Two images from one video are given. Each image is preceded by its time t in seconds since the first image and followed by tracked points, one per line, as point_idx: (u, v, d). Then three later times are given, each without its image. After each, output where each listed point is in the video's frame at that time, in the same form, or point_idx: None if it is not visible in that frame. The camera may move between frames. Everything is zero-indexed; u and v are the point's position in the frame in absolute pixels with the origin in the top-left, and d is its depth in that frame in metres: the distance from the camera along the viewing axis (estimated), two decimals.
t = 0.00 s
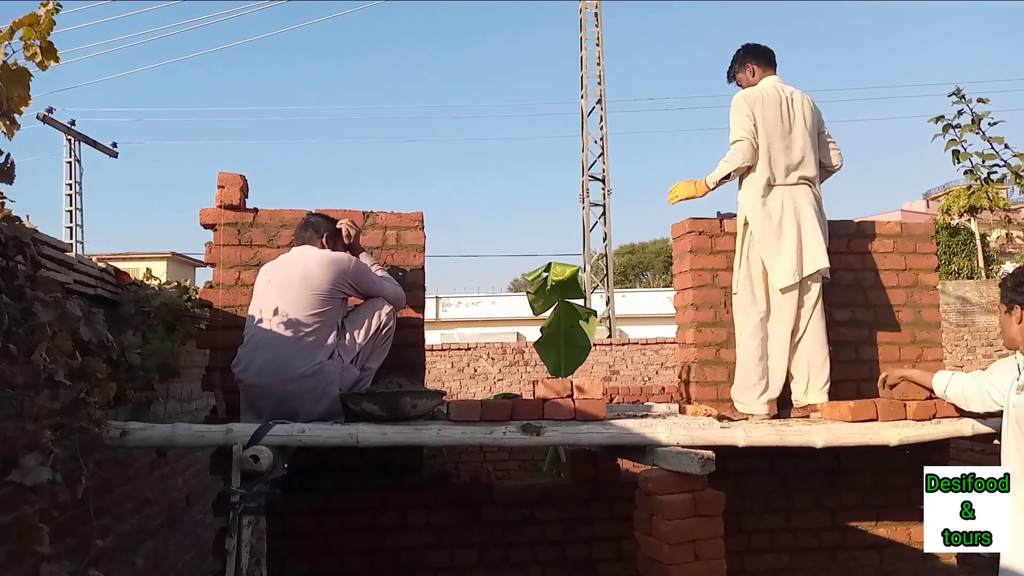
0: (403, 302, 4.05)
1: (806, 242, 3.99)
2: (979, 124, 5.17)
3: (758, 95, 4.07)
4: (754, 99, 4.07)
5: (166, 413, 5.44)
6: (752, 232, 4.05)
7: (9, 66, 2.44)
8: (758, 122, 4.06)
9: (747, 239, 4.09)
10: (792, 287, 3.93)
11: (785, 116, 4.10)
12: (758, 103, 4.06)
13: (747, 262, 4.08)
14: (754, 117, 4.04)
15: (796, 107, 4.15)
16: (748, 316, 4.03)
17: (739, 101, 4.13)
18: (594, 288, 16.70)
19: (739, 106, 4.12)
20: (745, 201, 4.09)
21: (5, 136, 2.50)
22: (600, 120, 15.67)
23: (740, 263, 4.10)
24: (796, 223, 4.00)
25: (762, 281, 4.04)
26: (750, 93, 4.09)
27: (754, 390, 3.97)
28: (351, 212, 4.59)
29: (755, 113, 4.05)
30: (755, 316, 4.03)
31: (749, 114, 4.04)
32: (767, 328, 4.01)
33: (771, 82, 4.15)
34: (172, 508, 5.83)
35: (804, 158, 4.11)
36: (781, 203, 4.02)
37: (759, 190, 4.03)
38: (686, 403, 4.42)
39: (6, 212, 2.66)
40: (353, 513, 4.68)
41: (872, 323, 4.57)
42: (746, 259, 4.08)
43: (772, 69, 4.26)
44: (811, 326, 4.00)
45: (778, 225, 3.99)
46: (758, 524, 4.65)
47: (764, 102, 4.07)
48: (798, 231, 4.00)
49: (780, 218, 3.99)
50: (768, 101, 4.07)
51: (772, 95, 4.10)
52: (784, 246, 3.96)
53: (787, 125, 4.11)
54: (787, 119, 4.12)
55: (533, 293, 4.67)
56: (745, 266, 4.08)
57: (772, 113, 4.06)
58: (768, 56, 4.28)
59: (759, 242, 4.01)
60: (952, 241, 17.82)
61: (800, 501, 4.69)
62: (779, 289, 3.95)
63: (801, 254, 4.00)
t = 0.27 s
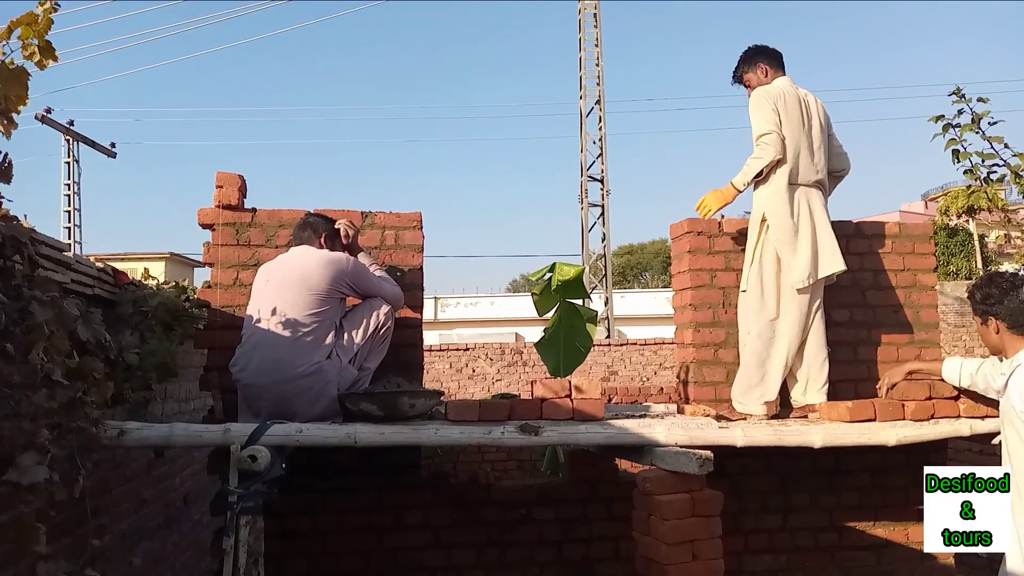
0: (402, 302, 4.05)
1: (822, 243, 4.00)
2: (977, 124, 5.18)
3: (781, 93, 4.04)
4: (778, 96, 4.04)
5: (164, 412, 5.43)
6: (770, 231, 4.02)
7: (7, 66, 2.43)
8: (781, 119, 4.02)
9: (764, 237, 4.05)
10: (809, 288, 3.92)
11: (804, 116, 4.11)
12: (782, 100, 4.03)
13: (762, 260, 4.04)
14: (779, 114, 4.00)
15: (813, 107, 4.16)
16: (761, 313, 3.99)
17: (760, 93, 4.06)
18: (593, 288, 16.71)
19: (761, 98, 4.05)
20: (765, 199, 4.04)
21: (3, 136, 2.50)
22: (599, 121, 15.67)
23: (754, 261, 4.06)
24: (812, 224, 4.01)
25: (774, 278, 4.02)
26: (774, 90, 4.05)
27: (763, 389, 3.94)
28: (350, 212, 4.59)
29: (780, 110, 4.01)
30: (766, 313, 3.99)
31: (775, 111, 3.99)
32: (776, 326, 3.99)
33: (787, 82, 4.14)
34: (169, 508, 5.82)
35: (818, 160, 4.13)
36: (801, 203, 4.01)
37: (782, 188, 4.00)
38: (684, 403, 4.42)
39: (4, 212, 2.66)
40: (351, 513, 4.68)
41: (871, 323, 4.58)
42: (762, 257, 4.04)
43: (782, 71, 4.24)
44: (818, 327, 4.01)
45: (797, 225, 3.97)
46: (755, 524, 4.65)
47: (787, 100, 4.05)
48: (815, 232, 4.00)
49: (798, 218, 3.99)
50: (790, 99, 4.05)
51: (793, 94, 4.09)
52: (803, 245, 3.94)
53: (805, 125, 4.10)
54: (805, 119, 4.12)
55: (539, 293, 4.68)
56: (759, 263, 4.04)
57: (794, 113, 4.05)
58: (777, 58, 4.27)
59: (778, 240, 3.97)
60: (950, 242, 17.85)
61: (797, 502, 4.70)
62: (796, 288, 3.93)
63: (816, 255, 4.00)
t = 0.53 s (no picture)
0: (400, 303, 4.05)
1: (828, 245, 4.00)
2: (973, 124, 5.19)
3: (792, 93, 4.02)
4: (789, 96, 4.01)
5: (162, 414, 5.42)
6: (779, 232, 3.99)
7: (3, 66, 2.43)
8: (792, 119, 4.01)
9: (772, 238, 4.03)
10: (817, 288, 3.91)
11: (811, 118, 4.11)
12: (793, 101, 4.01)
13: (769, 260, 4.02)
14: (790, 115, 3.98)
15: (819, 109, 4.16)
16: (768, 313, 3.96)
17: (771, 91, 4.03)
18: (591, 289, 16.72)
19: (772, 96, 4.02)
20: (775, 199, 4.02)
21: None
22: (597, 121, 15.69)
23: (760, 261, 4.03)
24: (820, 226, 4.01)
25: (780, 278, 3.98)
26: (784, 90, 4.03)
27: (770, 388, 3.91)
28: (348, 212, 4.59)
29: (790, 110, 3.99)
30: (772, 313, 3.97)
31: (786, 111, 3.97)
32: (781, 326, 3.97)
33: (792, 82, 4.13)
34: (167, 509, 5.82)
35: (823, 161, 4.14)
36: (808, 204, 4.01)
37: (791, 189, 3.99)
38: (682, 403, 4.42)
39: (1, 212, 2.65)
40: (349, 514, 4.67)
41: (868, 323, 4.58)
42: (770, 256, 4.01)
43: (783, 72, 4.21)
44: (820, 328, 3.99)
45: (806, 226, 3.96)
46: (753, 524, 4.65)
47: (797, 100, 4.03)
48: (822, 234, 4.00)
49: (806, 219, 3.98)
50: (800, 100, 4.04)
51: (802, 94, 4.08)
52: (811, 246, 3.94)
53: (812, 127, 4.10)
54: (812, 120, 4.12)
55: (536, 294, 4.69)
56: (767, 263, 4.02)
57: (803, 114, 4.04)
58: (776, 57, 4.23)
59: (786, 240, 3.95)
60: (947, 242, 17.88)
61: (795, 502, 4.70)
62: (805, 288, 3.90)
63: (823, 257, 4.00)
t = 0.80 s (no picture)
0: (401, 302, 4.05)
1: (834, 240, 3.97)
2: (975, 122, 5.18)
3: (797, 89, 3.98)
4: (795, 92, 3.97)
5: (164, 412, 5.43)
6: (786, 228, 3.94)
7: (5, 65, 2.43)
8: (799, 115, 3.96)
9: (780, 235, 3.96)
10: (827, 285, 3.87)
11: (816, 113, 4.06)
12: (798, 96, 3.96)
13: (778, 257, 3.96)
14: (796, 110, 3.94)
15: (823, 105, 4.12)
16: (783, 311, 3.90)
17: (775, 87, 3.99)
18: (592, 287, 16.71)
19: (778, 92, 3.97)
20: (782, 196, 3.96)
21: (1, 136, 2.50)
22: (598, 120, 15.66)
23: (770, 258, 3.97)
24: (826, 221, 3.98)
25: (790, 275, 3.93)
26: (790, 85, 3.98)
27: (795, 387, 3.86)
28: (349, 211, 4.58)
29: (797, 106, 3.95)
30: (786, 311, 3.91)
31: (792, 107, 3.92)
32: (799, 323, 3.92)
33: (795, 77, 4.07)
34: (169, 508, 5.82)
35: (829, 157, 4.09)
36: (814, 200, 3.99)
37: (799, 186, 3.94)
38: (684, 401, 4.42)
39: (3, 212, 2.66)
40: (350, 512, 4.68)
41: (871, 321, 4.58)
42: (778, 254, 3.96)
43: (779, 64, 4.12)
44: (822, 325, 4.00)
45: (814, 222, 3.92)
46: (755, 523, 4.65)
47: (803, 96, 3.99)
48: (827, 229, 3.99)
49: (813, 214, 3.94)
50: (806, 95, 4.00)
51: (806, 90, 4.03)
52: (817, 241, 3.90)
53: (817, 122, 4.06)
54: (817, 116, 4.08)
55: (533, 292, 4.66)
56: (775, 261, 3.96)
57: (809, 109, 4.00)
58: (772, 49, 4.14)
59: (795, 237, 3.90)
60: (949, 240, 17.87)
61: (797, 500, 4.70)
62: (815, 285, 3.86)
63: (829, 252, 3.98)
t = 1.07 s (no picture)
0: (403, 302, 4.05)
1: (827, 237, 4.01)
2: (978, 122, 5.18)
3: (802, 84, 3.95)
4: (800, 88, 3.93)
5: (166, 413, 5.44)
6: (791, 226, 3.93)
7: (7, 66, 2.43)
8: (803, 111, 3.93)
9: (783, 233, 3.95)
10: (825, 281, 3.91)
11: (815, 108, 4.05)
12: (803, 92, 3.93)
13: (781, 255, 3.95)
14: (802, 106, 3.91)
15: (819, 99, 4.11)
16: (787, 310, 3.89)
17: (779, 82, 3.94)
18: (594, 288, 16.72)
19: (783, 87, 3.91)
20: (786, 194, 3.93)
21: (4, 137, 2.50)
22: (600, 120, 15.66)
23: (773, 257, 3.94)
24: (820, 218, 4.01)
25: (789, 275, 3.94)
26: (795, 81, 3.95)
27: (798, 387, 3.85)
28: (351, 212, 4.59)
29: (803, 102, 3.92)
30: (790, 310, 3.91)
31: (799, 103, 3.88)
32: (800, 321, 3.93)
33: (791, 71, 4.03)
34: (171, 509, 5.82)
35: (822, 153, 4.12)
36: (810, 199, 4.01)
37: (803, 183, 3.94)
38: (686, 402, 4.41)
39: (5, 212, 2.65)
40: (352, 512, 4.68)
41: (873, 322, 4.57)
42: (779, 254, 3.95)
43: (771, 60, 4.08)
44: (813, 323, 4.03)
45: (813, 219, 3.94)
46: (758, 524, 4.64)
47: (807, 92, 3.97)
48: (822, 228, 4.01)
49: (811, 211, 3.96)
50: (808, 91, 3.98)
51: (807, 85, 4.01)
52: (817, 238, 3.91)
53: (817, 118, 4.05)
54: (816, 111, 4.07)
55: (537, 295, 4.70)
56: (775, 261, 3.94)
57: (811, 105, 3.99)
58: (764, 44, 4.09)
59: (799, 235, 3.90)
60: (951, 240, 17.87)
61: (799, 501, 4.69)
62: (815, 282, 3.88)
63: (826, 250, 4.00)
